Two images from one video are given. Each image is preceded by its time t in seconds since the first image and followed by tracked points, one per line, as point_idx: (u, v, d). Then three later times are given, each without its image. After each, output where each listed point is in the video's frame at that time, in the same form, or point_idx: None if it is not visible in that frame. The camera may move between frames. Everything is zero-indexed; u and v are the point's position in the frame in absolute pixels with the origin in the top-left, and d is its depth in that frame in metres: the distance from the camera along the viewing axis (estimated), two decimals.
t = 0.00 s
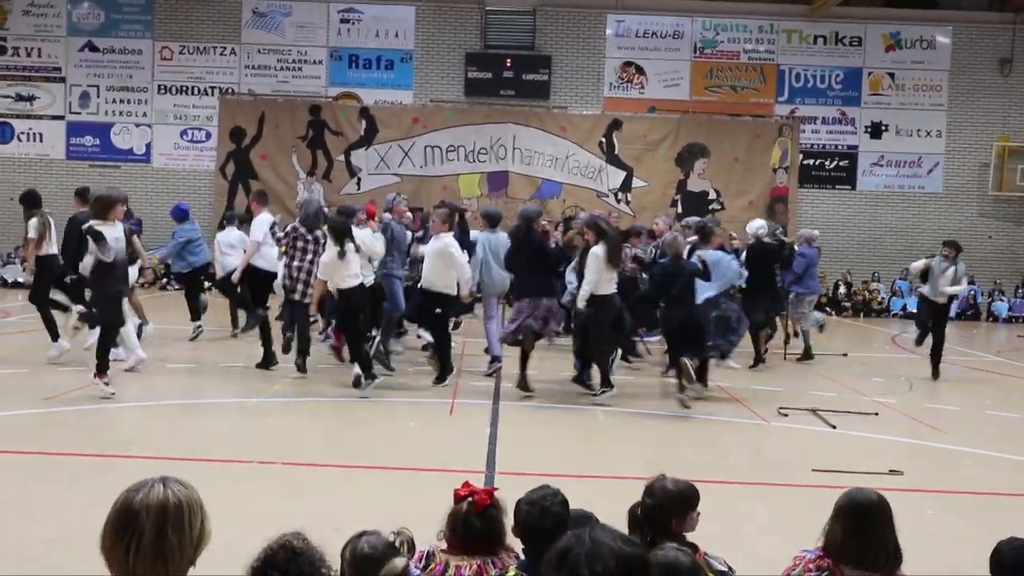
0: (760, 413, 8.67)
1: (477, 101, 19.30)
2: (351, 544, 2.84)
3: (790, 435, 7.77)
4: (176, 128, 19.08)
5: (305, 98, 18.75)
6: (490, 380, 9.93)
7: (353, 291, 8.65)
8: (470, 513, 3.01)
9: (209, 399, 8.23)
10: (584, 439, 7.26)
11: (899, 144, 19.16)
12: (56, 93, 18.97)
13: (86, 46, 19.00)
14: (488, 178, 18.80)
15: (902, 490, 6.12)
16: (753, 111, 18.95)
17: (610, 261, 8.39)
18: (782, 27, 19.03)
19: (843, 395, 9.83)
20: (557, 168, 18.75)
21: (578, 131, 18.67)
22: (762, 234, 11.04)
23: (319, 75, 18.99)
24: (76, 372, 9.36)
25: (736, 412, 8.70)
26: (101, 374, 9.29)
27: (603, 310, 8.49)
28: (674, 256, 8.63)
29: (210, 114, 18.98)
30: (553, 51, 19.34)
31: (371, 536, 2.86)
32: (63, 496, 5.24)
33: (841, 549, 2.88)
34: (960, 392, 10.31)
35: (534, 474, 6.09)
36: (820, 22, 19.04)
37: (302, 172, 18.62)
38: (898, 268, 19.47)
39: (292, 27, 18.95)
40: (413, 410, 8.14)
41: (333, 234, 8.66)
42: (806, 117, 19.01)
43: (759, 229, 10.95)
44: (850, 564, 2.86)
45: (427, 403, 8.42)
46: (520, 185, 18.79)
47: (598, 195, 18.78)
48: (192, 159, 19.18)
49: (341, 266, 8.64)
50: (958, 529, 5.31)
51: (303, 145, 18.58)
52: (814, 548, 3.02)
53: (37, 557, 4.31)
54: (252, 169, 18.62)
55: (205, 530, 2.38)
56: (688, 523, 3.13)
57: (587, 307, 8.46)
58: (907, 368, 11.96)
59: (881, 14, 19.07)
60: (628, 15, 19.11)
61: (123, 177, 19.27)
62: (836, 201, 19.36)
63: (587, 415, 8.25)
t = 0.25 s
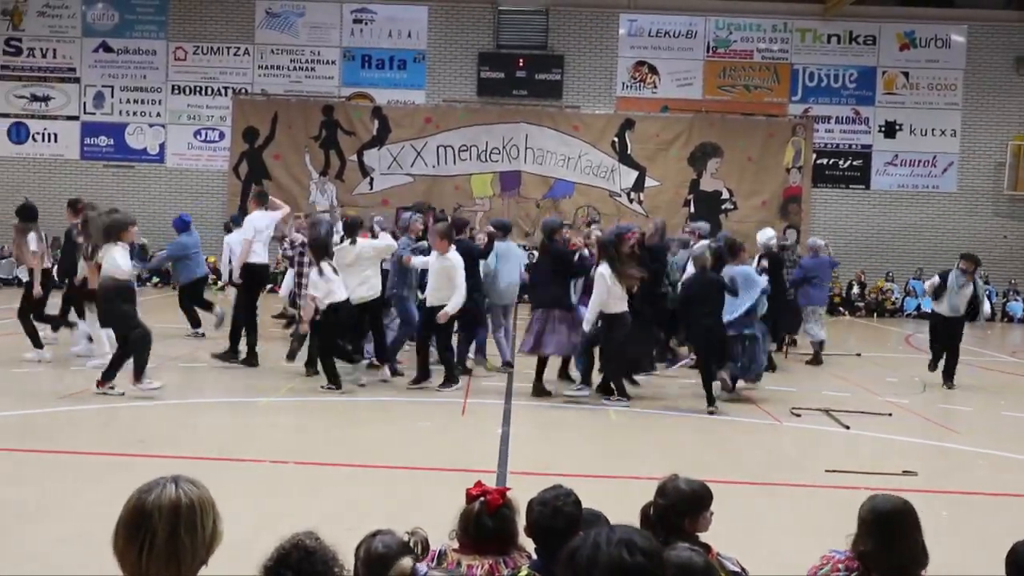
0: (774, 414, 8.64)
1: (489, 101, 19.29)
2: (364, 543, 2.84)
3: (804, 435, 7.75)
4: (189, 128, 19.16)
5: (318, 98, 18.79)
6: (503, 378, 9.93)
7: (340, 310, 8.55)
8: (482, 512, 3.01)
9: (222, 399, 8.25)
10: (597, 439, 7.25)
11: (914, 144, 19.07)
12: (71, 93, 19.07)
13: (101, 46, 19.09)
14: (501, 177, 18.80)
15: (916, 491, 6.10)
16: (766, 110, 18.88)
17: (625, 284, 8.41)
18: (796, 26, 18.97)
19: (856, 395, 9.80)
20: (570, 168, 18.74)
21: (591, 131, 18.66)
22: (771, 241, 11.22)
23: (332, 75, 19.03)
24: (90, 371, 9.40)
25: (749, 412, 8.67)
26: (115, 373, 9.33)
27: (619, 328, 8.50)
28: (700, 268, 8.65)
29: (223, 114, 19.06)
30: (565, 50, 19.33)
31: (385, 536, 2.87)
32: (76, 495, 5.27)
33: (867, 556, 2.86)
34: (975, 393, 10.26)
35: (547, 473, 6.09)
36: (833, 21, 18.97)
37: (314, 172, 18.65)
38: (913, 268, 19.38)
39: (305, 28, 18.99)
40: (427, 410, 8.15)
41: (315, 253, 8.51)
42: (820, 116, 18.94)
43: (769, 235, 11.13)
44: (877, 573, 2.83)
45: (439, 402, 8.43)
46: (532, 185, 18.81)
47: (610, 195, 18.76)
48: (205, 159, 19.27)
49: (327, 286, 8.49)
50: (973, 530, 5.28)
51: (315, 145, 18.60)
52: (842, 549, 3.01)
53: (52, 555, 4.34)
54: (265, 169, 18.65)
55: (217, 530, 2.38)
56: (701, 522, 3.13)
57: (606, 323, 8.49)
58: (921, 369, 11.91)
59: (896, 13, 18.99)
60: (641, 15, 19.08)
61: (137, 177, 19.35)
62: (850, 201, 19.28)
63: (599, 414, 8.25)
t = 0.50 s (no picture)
0: (779, 415, 8.64)
1: (495, 103, 19.23)
2: (371, 544, 2.84)
3: (809, 436, 7.74)
4: (196, 129, 19.17)
5: (324, 99, 18.81)
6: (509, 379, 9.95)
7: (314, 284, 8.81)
8: (487, 513, 3.00)
9: (229, 399, 8.27)
10: (602, 440, 7.25)
11: (920, 144, 19.03)
12: (78, 94, 19.12)
13: (107, 47, 19.15)
14: (507, 178, 18.81)
15: (922, 492, 6.09)
16: (772, 111, 18.85)
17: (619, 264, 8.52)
18: (802, 27, 18.94)
19: (862, 396, 9.78)
20: (576, 168, 18.74)
21: (597, 131, 18.66)
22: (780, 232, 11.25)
23: (338, 75, 19.01)
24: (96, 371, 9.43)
25: (754, 412, 8.71)
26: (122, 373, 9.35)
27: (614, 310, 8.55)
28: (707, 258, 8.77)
29: (229, 115, 19.05)
30: (571, 51, 19.30)
31: (391, 537, 2.87)
32: (83, 495, 5.28)
33: (890, 564, 2.85)
34: (981, 394, 10.24)
35: (553, 474, 6.09)
36: (839, 21, 18.93)
37: (320, 172, 18.83)
38: (919, 269, 19.32)
39: (311, 28, 19.00)
40: (432, 410, 8.15)
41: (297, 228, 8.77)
42: (826, 117, 18.91)
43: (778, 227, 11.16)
44: None
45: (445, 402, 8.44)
46: (538, 186, 18.79)
47: (616, 196, 18.77)
48: (211, 159, 19.25)
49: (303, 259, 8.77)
50: (978, 532, 5.27)
51: (321, 145, 18.78)
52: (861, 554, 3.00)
53: (60, 555, 4.36)
54: (271, 170, 18.96)
55: (224, 530, 2.39)
56: (708, 523, 3.12)
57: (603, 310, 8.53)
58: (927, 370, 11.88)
59: (902, 14, 18.96)
60: (647, 15, 19.06)
61: (144, 177, 19.39)
62: (856, 202, 19.24)
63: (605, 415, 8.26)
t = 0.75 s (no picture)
0: (782, 415, 8.64)
1: (499, 103, 19.24)
2: (372, 545, 2.83)
3: (813, 436, 7.73)
4: (199, 129, 19.18)
5: (327, 99, 18.80)
6: (511, 379, 9.95)
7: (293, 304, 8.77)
8: (490, 512, 3.01)
9: (232, 399, 8.27)
10: (607, 440, 7.25)
11: (923, 145, 19.01)
12: (81, 93, 19.14)
13: (111, 47, 19.16)
14: (509, 179, 18.80)
15: (926, 492, 6.08)
16: (776, 111, 18.84)
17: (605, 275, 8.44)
18: (805, 27, 18.92)
19: (865, 396, 9.77)
20: (579, 169, 18.74)
21: (600, 131, 18.65)
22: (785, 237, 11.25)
23: (342, 75, 19.02)
24: (99, 371, 9.42)
25: (757, 412, 8.72)
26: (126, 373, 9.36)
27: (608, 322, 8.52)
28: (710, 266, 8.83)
29: (233, 115, 19.08)
30: (575, 51, 19.30)
31: (393, 537, 2.86)
32: (86, 494, 5.29)
33: (889, 567, 2.84)
34: (984, 395, 10.21)
35: (556, 474, 6.08)
36: (843, 22, 18.91)
37: (324, 172, 18.76)
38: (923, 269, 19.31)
39: (314, 28, 19.00)
40: (434, 410, 8.15)
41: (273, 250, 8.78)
42: (830, 117, 18.88)
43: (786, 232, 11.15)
44: None
45: (448, 402, 8.45)
46: (541, 186, 18.80)
47: (619, 196, 18.76)
48: (215, 159, 19.26)
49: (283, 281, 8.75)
50: (981, 532, 5.26)
51: (325, 145, 18.73)
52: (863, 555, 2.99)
53: (63, 555, 4.36)
54: (275, 170, 18.84)
55: (227, 530, 2.38)
56: (713, 524, 3.12)
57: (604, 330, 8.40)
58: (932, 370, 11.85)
59: (905, 14, 18.94)
60: (650, 15, 19.04)
61: (147, 178, 19.39)
62: (860, 202, 19.23)
63: (608, 415, 8.25)
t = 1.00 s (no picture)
0: (783, 416, 8.63)
1: (499, 104, 19.33)
2: (373, 547, 2.81)
3: (814, 438, 7.73)
4: (200, 131, 19.19)
5: (328, 100, 18.79)
6: (511, 381, 9.93)
7: (267, 283, 9.24)
8: (492, 514, 3.00)
9: (232, 400, 8.27)
10: (608, 442, 7.24)
11: (924, 146, 19.02)
12: (82, 95, 19.16)
13: (112, 49, 19.17)
14: (510, 180, 18.80)
15: (927, 494, 6.07)
16: (776, 113, 18.85)
17: (584, 264, 8.80)
18: (806, 29, 18.93)
19: (866, 398, 9.76)
20: (580, 170, 18.73)
21: (601, 132, 18.65)
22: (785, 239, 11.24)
23: (343, 76, 19.06)
24: (98, 372, 9.42)
25: (758, 414, 8.71)
26: (127, 374, 9.36)
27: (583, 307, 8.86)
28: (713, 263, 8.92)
29: (234, 117, 19.11)
30: (576, 52, 19.32)
31: (393, 539, 2.84)
32: (88, 495, 5.29)
33: (885, 570, 2.84)
34: (985, 396, 10.21)
35: (558, 476, 6.07)
36: (844, 23, 18.91)
37: (325, 173, 18.72)
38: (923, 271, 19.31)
39: (315, 30, 19.03)
40: (434, 411, 8.15)
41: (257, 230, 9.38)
42: (830, 119, 18.88)
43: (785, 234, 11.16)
44: None
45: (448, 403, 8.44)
46: (541, 187, 18.80)
47: (620, 197, 18.76)
48: (216, 161, 19.27)
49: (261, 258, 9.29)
50: (984, 534, 5.26)
51: (326, 146, 18.64)
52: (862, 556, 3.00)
53: (65, 555, 4.36)
54: (276, 171, 18.71)
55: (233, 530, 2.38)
56: (714, 526, 3.12)
57: (580, 307, 8.87)
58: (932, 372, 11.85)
59: (906, 16, 18.94)
60: (651, 17, 19.06)
61: (147, 179, 19.40)
62: (861, 204, 19.22)
63: (609, 417, 8.24)
